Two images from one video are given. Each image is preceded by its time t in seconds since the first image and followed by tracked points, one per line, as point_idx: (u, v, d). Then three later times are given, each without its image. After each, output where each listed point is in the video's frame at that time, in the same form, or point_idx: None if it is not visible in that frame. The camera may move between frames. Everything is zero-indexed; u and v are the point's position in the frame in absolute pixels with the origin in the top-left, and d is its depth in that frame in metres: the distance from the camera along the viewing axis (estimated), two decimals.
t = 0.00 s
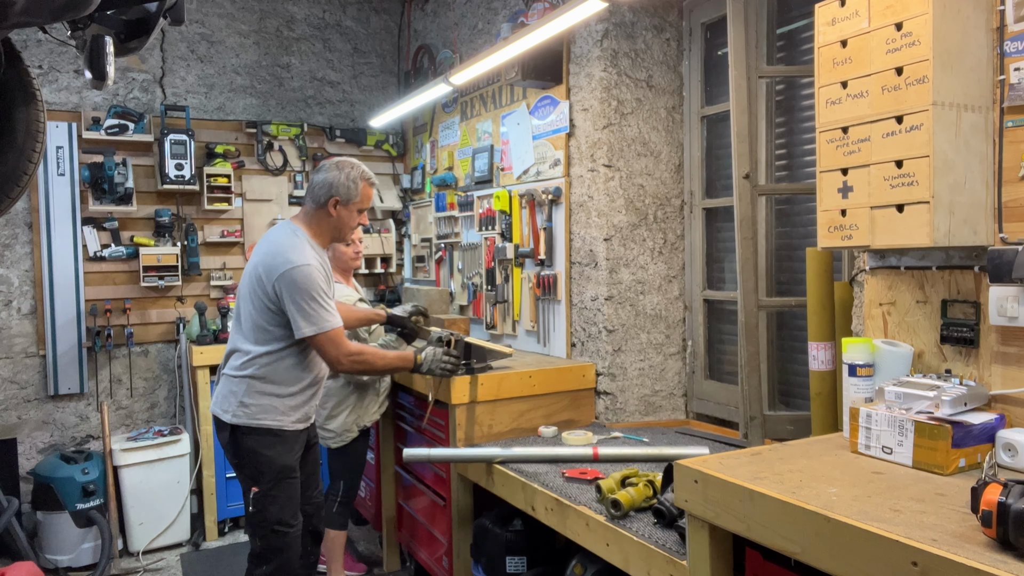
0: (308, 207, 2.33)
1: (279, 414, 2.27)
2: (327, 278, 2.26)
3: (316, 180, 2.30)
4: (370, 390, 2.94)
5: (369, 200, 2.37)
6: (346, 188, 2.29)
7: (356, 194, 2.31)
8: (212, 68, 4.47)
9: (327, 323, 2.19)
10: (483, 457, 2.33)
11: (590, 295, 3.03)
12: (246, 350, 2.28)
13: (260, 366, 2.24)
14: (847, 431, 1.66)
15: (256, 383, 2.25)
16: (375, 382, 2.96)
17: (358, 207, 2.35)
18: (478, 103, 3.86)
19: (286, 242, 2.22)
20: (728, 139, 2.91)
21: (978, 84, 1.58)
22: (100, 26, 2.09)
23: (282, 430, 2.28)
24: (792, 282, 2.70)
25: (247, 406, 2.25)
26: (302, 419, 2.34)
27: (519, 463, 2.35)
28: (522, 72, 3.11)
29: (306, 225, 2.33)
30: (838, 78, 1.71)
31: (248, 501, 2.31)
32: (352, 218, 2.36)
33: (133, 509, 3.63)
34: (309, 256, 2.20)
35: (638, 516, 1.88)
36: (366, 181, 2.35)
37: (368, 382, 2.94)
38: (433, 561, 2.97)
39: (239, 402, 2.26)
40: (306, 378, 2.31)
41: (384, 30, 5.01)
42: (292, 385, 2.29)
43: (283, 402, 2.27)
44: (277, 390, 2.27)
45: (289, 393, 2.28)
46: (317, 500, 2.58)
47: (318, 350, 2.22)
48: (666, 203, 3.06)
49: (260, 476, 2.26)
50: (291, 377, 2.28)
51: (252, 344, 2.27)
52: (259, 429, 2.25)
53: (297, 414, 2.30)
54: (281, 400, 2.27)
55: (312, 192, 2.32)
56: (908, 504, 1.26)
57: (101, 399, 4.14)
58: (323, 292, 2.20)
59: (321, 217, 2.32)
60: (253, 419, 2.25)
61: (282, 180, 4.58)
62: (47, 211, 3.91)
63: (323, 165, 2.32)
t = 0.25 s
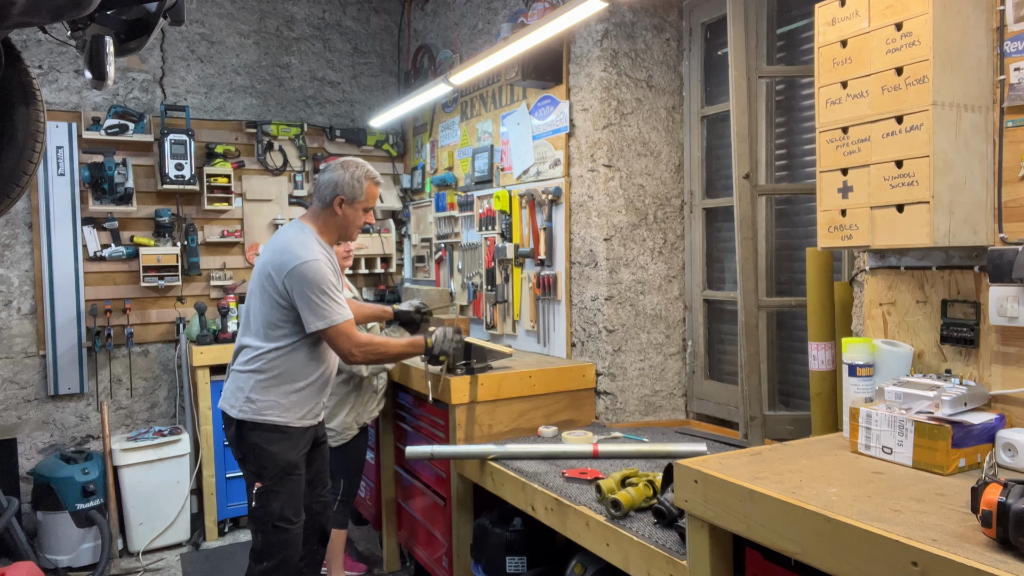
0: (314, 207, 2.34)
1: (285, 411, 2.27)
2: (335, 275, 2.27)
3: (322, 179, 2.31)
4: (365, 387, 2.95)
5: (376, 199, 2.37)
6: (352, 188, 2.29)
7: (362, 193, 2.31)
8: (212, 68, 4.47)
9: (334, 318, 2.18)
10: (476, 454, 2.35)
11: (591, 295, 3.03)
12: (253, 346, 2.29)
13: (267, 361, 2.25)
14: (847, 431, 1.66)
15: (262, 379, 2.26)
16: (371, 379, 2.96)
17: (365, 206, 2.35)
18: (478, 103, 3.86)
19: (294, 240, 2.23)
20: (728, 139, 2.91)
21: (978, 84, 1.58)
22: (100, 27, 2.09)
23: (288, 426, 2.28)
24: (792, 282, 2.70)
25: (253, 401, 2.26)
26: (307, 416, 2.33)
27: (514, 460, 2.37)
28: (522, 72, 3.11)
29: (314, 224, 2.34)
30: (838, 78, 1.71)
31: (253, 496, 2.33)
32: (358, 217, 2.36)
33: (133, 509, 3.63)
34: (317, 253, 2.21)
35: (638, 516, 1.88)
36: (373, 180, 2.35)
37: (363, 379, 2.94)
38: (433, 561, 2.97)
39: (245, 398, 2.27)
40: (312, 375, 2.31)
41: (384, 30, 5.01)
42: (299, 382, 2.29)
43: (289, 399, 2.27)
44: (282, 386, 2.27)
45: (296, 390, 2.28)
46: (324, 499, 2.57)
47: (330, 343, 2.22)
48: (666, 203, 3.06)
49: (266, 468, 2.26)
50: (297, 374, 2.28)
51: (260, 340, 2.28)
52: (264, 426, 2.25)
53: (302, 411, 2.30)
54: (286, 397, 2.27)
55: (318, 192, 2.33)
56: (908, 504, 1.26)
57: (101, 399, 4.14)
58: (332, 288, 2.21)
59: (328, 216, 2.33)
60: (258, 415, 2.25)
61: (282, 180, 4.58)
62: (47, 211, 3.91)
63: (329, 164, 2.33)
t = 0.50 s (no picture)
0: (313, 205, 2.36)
1: (284, 407, 2.26)
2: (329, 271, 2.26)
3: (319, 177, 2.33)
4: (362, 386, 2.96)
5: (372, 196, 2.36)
6: (345, 184, 2.29)
7: (356, 189, 2.30)
8: (212, 68, 4.47)
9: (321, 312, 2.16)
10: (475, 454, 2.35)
11: (590, 295, 3.03)
12: (254, 341, 2.31)
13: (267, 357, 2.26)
14: (847, 431, 1.66)
15: (262, 374, 2.26)
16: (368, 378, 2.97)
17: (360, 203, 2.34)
18: (478, 103, 3.86)
19: (289, 236, 2.25)
20: (728, 139, 2.91)
21: (978, 84, 1.58)
22: (100, 27, 2.09)
23: (287, 423, 2.27)
24: (792, 282, 2.70)
25: (253, 398, 2.26)
26: (308, 414, 2.32)
27: (513, 458, 2.37)
28: (522, 72, 3.11)
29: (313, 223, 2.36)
30: (838, 78, 1.71)
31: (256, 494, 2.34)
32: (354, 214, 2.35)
33: (133, 509, 3.63)
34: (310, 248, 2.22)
35: (638, 516, 1.88)
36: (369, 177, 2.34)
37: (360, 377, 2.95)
38: (433, 561, 2.97)
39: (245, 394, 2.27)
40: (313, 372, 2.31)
41: (384, 30, 5.01)
42: (299, 378, 2.28)
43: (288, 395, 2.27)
44: (282, 383, 2.27)
45: (296, 387, 2.28)
46: (326, 500, 2.57)
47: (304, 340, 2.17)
48: (666, 203, 3.06)
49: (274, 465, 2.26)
50: (297, 370, 2.28)
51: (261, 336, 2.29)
52: (264, 422, 2.25)
53: (302, 408, 2.29)
54: (286, 393, 2.27)
55: (316, 190, 2.35)
56: (908, 504, 1.26)
57: (101, 399, 4.14)
58: (323, 283, 2.19)
59: (325, 214, 2.34)
60: (258, 411, 2.25)
61: (282, 179, 4.57)
62: (47, 211, 3.91)
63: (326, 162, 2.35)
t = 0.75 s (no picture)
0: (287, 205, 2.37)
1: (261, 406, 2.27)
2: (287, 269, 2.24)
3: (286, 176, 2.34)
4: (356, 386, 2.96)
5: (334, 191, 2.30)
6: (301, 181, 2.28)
7: (314, 184, 2.27)
8: (212, 68, 4.47)
9: (266, 307, 2.14)
10: (474, 454, 2.34)
11: (590, 295, 3.03)
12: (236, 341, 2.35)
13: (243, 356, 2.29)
14: (847, 431, 1.66)
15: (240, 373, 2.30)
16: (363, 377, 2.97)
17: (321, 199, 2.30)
18: (478, 103, 3.86)
19: (256, 237, 2.29)
20: (728, 139, 2.91)
21: (978, 84, 1.58)
22: (100, 26, 2.09)
23: (264, 422, 2.28)
24: (792, 282, 2.70)
25: (233, 397, 2.30)
26: (287, 414, 2.31)
27: (513, 458, 2.37)
28: (522, 72, 3.11)
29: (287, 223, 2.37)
30: (838, 78, 1.71)
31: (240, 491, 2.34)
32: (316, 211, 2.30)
33: (133, 509, 3.63)
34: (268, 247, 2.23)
35: (638, 516, 1.88)
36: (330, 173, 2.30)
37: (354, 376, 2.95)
38: (433, 561, 2.97)
39: (229, 394, 2.32)
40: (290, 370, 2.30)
41: (384, 30, 5.01)
42: (276, 376, 2.29)
43: (263, 394, 2.27)
44: (259, 382, 2.28)
45: (274, 386, 2.29)
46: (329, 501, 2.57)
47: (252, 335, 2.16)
48: (666, 203, 3.06)
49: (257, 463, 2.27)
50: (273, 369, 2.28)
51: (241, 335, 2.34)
52: (243, 421, 2.28)
53: (280, 407, 2.29)
54: (262, 393, 2.28)
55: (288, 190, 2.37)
56: (908, 504, 1.26)
57: (101, 399, 4.14)
58: (273, 281, 2.18)
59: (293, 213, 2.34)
60: (237, 410, 2.29)
61: (282, 180, 4.57)
62: (47, 211, 3.91)
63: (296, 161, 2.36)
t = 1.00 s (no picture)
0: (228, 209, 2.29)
1: (212, 416, 2.23)
2: (206, 275, 2.16)
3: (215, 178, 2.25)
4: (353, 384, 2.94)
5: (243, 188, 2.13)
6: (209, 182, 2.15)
7: (217, 184, 2.12)
8: (212, 68, 4.47)
9: (179, 317, 2.09)
10: (475, 453, 2.34)
11: (590, 295, 3.03)
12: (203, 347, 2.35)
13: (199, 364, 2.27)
14: (847, 431, 1.66)
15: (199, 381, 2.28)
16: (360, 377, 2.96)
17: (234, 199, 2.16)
18: (478, 103, 3.86)
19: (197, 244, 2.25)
20: (728, 139, 2.91)
21: (978, 84, 1.58)
22: (100, 26, 2.09)
23: (215, 431, 2.22)
24: (792, 282, 2.70)
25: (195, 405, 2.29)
26: (238, 422, 2.24)
27: (513, 458, 2.37)
28: (522, 72, 3.11)
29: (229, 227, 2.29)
30: (838, 78, 1.71)
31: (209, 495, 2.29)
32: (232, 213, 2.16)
33: (133, 509, 3.63)
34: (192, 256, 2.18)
35: (638, 516, 1.88)
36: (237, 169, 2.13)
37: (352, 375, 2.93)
38: (433, 561, 2.97)
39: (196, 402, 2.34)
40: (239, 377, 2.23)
41: (384, 30, 5.01)
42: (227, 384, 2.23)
43: (213, 402, 2.23)
44: (210, 390, 2.24)
45: (223, 393, 2.23)
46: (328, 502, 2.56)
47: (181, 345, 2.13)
48: (666, 203, 3.06)
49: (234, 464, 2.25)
50: (221, 377, 2.22)
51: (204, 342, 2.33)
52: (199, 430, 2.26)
53: (229, 416, 2.23)
54: (212, 401, 2.23)
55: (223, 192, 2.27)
56: (908, 504, 1.26)
57: (101, 399, 4.14)
58: (189, 289, 2.13)
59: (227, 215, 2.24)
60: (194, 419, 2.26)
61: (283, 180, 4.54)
62: (47, 211, 3.91)
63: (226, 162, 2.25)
